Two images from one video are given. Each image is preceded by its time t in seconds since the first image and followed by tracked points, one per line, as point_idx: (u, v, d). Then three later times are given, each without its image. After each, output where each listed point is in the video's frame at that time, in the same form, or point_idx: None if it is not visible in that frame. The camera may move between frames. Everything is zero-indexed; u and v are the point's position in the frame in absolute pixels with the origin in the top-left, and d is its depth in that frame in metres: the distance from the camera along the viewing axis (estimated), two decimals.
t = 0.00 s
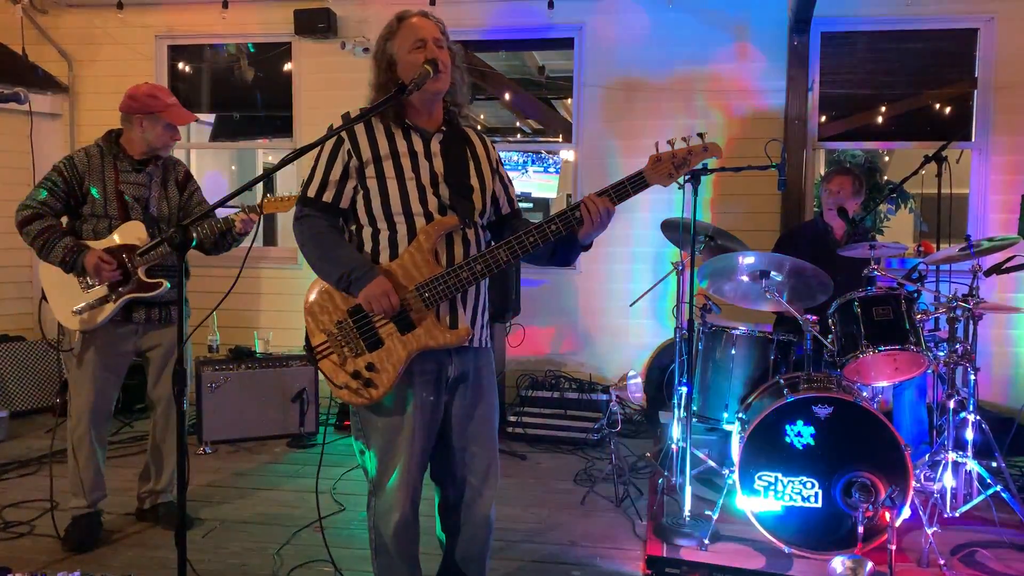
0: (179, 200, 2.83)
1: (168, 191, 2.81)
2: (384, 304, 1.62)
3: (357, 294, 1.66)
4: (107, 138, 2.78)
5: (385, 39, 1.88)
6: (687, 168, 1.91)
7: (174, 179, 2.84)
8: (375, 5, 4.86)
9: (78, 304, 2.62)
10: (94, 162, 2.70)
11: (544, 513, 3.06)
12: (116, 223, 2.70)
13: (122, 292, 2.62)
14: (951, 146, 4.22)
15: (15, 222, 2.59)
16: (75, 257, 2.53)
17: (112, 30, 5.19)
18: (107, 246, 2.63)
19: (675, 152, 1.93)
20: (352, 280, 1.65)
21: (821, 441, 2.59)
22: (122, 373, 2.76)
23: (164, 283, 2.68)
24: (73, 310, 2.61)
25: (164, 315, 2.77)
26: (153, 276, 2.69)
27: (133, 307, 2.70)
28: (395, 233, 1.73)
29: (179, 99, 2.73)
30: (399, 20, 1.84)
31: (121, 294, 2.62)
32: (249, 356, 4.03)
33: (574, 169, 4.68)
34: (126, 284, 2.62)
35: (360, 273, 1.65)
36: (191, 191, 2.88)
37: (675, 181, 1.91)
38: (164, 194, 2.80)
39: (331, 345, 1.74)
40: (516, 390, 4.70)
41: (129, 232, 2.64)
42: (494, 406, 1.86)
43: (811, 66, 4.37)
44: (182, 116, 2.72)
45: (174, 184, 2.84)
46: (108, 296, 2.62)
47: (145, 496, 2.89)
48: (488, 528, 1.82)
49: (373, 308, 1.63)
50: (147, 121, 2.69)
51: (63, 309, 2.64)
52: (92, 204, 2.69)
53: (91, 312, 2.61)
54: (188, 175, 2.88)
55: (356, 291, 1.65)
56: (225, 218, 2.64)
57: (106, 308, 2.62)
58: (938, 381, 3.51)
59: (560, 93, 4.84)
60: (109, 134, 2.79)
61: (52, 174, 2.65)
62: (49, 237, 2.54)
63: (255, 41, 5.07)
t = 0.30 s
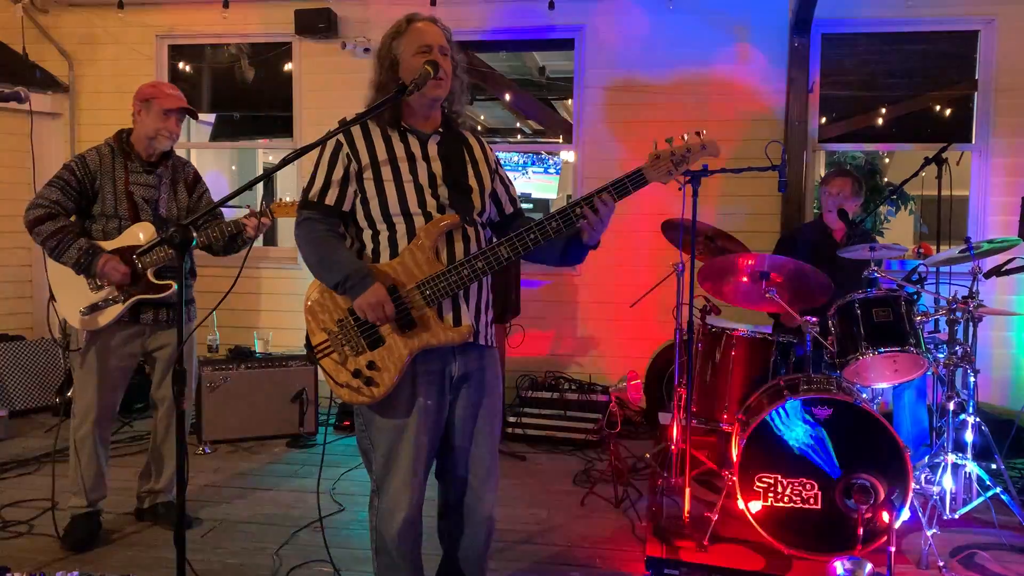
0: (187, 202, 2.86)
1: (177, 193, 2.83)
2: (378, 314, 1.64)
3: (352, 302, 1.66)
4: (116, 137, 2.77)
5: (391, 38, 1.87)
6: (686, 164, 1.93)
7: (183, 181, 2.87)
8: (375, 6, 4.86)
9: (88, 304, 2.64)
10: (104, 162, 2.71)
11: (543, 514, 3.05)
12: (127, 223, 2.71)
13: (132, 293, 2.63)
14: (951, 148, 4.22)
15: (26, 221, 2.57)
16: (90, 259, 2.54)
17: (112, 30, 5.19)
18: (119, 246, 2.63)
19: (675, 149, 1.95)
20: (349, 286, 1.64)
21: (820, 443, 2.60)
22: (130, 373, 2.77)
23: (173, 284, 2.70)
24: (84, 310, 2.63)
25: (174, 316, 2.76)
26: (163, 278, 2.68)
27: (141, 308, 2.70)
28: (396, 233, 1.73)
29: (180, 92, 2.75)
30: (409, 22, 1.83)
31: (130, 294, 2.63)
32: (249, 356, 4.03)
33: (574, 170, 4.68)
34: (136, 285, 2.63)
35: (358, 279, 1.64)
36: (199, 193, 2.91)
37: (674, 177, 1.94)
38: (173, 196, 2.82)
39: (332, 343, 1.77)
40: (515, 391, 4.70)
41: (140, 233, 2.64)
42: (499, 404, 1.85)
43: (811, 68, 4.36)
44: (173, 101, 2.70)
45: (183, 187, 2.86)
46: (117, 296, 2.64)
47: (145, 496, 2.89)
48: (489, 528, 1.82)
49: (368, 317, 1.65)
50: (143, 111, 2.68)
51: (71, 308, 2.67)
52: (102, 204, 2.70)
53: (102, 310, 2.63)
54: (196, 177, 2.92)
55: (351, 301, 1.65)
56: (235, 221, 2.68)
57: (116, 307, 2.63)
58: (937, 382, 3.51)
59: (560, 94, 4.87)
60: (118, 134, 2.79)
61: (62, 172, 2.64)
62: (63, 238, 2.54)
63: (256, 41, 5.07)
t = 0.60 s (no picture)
0: (192, 201, 2.86)
1: (182, 192, 2.83)
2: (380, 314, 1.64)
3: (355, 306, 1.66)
4: (122, 137, 2.77)
5: (395, 33, 1.87)
6: (685, 168, 1.94)
7: (189, 181, 2.87)
8: (376, 6, 4.86)
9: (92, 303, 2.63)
10: (109, 162, 2.71)
11: (543, 514, 3.06)
12: (130, 223, 2.71)
13: (134, 294, 2.64)
14: (951, 150, 4.23)
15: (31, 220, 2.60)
16: (90, 261, 2.56)
17: (113, 29, 5.19)
18: (122, 247, 2.64)
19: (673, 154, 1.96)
20: (351, 291, 1.66)
21: (820, 444, 2.59)
22: (131, 373, 2.77)
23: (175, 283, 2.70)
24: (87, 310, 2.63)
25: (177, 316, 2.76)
26: (166, 277, 2.70)
27: (144, 308, 2.69)
28: (396, 237, 1.74)
29: (183, 92, 2.74)
30: (410, 19, 1.84)
31: (133, 294, 2.65)
32: (249, 356, 4.03)
33: (574, 171, 4.69)
34: (138, 286, 2.64)
35: (357, 286, 1.65)
36: (205, 193, 2.91)
37: (673, 181, 1.95)
38: (178, 196, 2.82)
39: (333, 349, 1.75)
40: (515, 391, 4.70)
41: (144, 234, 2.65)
42: (497, 407, 1.86)
43: (811, 69, 4.36)
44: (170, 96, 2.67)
45: (189, 186, 2.86)
46: (121, 296, 2.64)
47: (145, 495, 2.89)
48: (487, 529, 1.83)
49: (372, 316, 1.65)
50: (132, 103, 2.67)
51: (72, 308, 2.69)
52: (107, 203, 2.70)
53: (106, 312, 2.63)
54: (202, 177, 2.91)
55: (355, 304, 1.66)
56: (239, 220, 2.69)
57: (118, 307, 2.63)
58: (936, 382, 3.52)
59: (561, 94, 4.88)
60: (123, 133, 2.79)
61: (67, 172, 2.65)
62: (65, 237, 2.57)
63: (257, 41, 5.08)
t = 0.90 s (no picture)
0: (188, 203, 2.82)
1: (178, 192, 2.81)
2: (377, 305, 1.64)
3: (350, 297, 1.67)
4: (119, 138, 2.78)
5: (379, 39, 1.86)
6: (678, 156, 1.96)
7: (185, 182, 2.83)
8: (377, 6, 4.86)
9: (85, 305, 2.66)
10: (104, 163, 2.72)
11: (542, 515, 3.06)
12: (123, 224, 2.71)
13: (127, 295, 2.62)
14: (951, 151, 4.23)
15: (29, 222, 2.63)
16: (83, 261, 2.55)
17: (114, 29, 5.19)
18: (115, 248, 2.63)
19: (666, 142, 1.97)
20: (348, 280, 1.66)
21: (820, 445, 2.60)
22: (127, 373, 2.76)
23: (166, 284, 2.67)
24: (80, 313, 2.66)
25: (172, 317, 2.76)
26: (158, 278, 2.67)
27: (138, 308, 2.70)
28: (393, 231, 1.74)
29: (163, 92, 2.66)
30: (394, 20, 1.83)
31: (125, 296, 2.62)
32: (249, 356, 4.03)
33: (574, 171, 4.69)
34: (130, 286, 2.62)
35: (357, 273, 1.66)
36: (202, 194, 2.86)
37: (667, 169, 1.95)
38: (174, 196, 2.79)
39: (332, 344, 1.74)
40: (515, 392, 4.71)
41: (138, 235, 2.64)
42: (496, 401, 1.87)
43: (811, 70, 4.36)
44: (147, 102, 2.61)
45: (185, 186, 2.83)
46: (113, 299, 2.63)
47: (144, 495, 2.89)
48: (486, 527, 1.83)
49: (367, 310, 1.64)
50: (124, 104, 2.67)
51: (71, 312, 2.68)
52: (101, 204, 2.71)
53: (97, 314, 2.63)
54: (199, 178, 2.87)
55: (350, 293, 1.66)
56: (228, 223, 2.54)
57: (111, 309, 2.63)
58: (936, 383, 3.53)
59: (561, 94, 4.82)
60: (119, 134, 2.79)
61: (64, 175, 2.68)
62: (60, 237, 2.57)
63: (257, 41, 5.08)
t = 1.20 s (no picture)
0: (174, 201, 2.78)
1: (163, 190, 2.77)
2: (377, 310, 1.64)
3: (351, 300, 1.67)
4: (102, 137, 2.78)
5: (382, 37, 1.85)
6: (676, 159, 1.94)
7: (170, 180, 2.79)
8: (377, 7, 4.86)
9: (71, 304, 2.63)
10: (87, 163, 2.72)
11: (542, 516, 3.06)
12: (108, 223, 2.70)
13: (110, 293, 2.62)
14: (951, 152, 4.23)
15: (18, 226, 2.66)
16: (68, 258, 2.56)
17: (114, 30, 5.19)
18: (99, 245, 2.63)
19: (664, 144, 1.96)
20: (346, 284, 1.65)
21: (821, 445, 2.60)
22: (113, 372, 2.76)
23: (149, 283, 2.65)
24: (69, 311, 2.63)
25: (157, 317, 2.74)
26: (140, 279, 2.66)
27: (124, 309, 2.69)
28: (391, 232, 1.74)
29: (142, 94, 2.64)
30: (397, 20, 1.82)
31: (108, 296, 2.62)
32: (249, 357, 4.03)
33: (574, 172, 4.68)
34: (115, 283, 2.62)
35: (356, 278, 1.65)
36: (188, 191, 2.81)
37: (664, 173, 1.94)
38: (159, 193, 2.76)
39: (330, 345, 1.75)
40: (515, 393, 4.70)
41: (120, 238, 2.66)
42: (494, 403, 1.86)
43: (811, 71, 4.36)
44: (125, 108, 2.61)
45: (170, 184, 2.79)
46: (98, 296, 2.63)
47: (142, 497, 2.88)
48: (485, 529, 1.82)
49: (368, 314, 1.65)
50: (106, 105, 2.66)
51: (57, 310, 2.65)
52: (86, 204, 2.71)
53: (82, 313, 2.61)
54: (185, 175, 2.82)
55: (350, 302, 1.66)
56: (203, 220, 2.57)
57: (98, 307, 2.61)
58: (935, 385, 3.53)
59: (560, 95, 4.84)
60: (102, 134, 2.79)
61: (48, 176, 2.69)
62: (45, 236, 2.58)
63: (257, 42, 5.08)
